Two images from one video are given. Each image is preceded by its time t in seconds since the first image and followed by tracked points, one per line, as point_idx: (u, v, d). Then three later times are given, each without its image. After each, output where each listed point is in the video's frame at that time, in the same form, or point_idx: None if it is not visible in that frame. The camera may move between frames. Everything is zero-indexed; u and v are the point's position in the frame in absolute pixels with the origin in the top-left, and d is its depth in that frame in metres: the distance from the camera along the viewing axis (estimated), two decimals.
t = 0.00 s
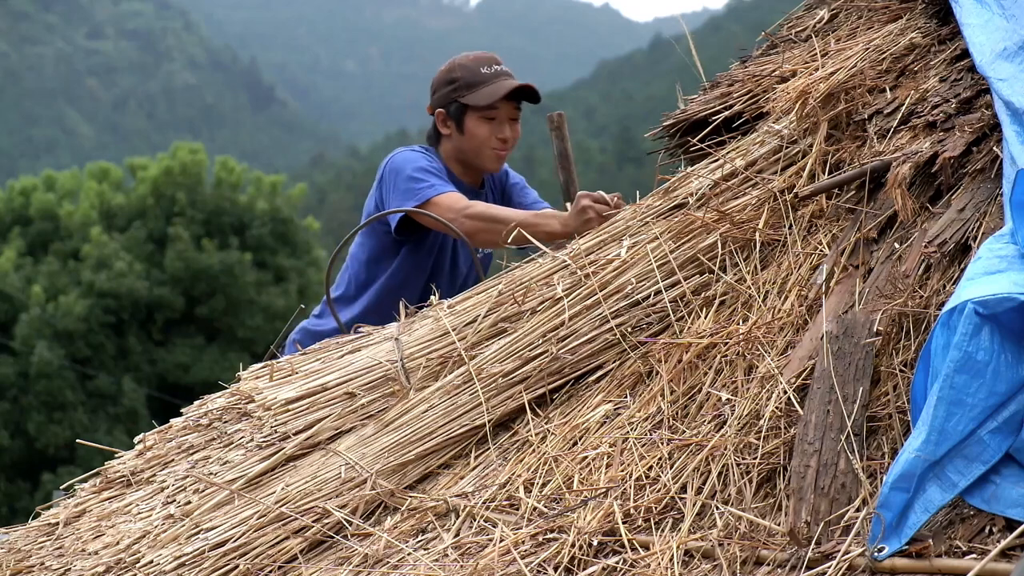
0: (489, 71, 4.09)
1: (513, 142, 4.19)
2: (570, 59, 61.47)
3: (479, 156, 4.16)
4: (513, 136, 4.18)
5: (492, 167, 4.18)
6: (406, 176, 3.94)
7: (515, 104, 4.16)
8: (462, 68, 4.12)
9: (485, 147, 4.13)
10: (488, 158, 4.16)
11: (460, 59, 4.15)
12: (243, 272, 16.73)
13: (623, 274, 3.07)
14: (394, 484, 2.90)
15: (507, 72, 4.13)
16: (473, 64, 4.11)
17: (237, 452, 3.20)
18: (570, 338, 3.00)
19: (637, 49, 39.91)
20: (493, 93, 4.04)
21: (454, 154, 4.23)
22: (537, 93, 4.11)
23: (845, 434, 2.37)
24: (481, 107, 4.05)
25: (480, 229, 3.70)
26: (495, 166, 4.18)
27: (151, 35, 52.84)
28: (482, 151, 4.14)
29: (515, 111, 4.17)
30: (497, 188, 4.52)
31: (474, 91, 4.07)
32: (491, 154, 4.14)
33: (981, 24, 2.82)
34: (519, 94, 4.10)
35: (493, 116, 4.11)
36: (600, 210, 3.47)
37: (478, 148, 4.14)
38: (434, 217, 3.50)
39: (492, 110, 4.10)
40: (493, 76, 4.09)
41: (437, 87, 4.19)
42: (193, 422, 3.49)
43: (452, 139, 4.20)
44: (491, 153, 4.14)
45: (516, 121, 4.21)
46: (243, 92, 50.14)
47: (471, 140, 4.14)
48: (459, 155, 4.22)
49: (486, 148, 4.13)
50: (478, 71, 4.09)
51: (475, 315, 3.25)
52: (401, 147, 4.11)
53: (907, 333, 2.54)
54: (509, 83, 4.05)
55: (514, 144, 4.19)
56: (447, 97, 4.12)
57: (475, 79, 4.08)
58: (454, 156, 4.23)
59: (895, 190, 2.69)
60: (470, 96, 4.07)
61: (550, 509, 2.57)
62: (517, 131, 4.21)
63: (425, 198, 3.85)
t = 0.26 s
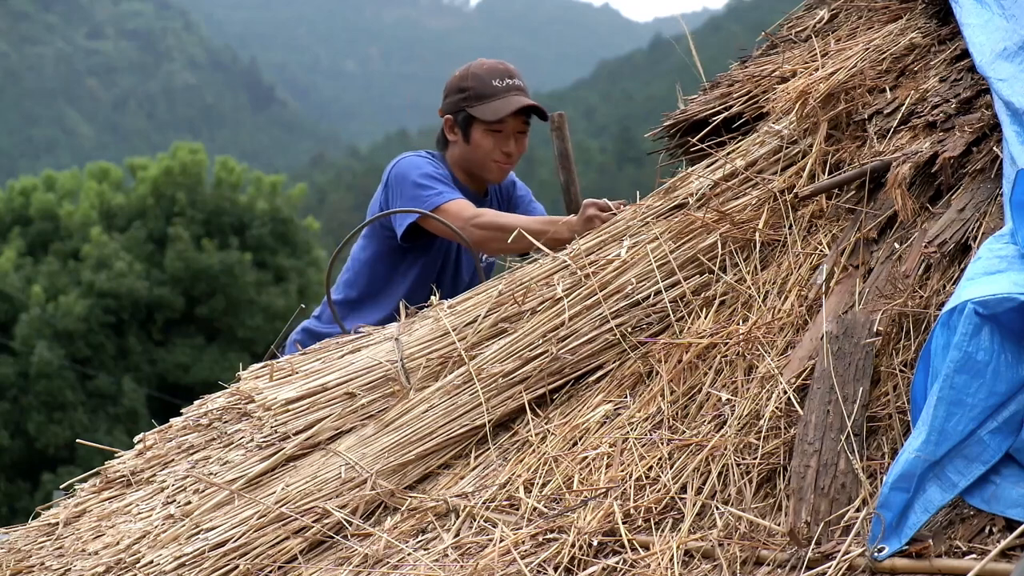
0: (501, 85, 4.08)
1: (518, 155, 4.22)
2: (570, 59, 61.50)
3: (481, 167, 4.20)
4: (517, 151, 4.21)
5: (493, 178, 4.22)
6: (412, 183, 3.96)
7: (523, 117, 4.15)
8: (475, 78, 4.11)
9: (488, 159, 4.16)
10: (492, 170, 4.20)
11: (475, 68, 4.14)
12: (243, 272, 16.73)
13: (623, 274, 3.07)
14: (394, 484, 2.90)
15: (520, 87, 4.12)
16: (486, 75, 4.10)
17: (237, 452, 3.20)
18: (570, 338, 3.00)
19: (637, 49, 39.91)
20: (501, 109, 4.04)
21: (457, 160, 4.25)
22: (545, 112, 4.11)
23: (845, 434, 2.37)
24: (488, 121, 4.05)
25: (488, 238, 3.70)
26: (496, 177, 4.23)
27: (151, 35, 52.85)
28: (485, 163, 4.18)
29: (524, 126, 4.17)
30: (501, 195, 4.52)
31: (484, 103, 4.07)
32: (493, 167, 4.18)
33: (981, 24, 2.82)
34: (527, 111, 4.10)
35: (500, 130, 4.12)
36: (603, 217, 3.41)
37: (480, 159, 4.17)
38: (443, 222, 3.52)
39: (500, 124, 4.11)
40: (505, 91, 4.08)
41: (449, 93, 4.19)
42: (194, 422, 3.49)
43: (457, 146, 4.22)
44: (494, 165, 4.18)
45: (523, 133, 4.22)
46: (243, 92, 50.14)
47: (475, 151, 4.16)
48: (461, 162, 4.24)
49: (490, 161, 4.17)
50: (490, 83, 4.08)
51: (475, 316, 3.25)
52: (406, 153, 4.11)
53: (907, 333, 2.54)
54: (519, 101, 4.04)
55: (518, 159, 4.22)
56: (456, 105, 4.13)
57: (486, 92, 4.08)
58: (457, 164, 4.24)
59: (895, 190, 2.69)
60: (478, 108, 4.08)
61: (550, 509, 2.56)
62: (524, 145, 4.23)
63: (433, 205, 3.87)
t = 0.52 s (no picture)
0: (476, 69, 4.09)
1: (501, 137, 4.20)
2: (570, 59, 61.54)
3: (467, 153, 4.16)
4: (501, 132, 4.19)
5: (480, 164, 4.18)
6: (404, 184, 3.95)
7: (501, 99, 4.15)
8: (449, 66, 4.11)
9: (473, 145, 4.13)
10: (477, 156, 4.16)
11: (446, 57, 4.15)
12: (243, 272, 16.72)
13: (623, 274, 3.07)
14: (394, 484, 2.90)
15: (493, 69, 4.13)
16: (460, 61, 4.10)
17: (237, 452, 3.20)
18: (570, 338, 3.00)
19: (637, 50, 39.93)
20: (481, 90, 4.04)
21: (442, 152, 4.22)
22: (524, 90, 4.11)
23: (845, 434, 2.37)
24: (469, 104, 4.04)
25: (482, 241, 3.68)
26: (483, 163, 4.19)
27: (151, 35, 52.86)
28: (470, 148, 4.14)
29: (503, 107, 4.18)
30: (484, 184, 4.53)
31: (462, 88, 4.07)
32: (479, 152, 4.15)
33: (982, 24, 2.82)
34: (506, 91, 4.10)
35: (481, 113, 4.11)
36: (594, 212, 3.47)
37: (466, 146, 4.14)
38: (440, 221, 3.51)
39: (480, 106, 4.10)
40: (481, 73, 4.09)
41: (424, 86, 4.18)
42: (193, 422, 3.49)
43: (440, 137, 4.19)
44: (479, 150, 4.15)
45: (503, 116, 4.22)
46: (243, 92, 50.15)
47: (459, 138, 4.13)
48: (447, 153, 4.21)
49: (474, 147, 4.14)
50: (464, 68, 4.08)
51: (475, 315, 3.25)
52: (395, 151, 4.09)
53: (908, 333, 2.54)
54: (497, 80, 4.05)
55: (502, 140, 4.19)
56: (434, 95, 4.12)
57: (462, 77, 4.08)
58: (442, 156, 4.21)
59: (894, 190, 2.69)
60: (456, 94, 4.07)
61: (550, 509, 2.57)
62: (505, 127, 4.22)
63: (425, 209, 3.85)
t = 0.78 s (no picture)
0: (474, 67, 4.10)
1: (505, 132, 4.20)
2: (570, 59, 61.58)
3: (474, 151, 4.15)
4: (505, 127, 4.19)
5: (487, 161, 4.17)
6: (410, 181, 3.94)
7: (502, 95, 4.16)
8: (447, 66, 4.11)
9: (479, 142, 4.13)
10: (483, 153, 4.16)
11: (443, 59, 4.15)
12: (243, 272, 16.72)
13: (623, 274, 3.07)
14: (394, 484, 2.90)
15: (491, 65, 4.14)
16: (458, 61, 4.11)
17: (237, 452, 3.20)
18: (570, 338, 3.00)
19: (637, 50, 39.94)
20: (482, 87, 4.04)
21: (448, 153, 4.22)
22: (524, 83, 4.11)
23: (845, 434, 2.37)
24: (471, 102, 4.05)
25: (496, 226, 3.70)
26: (491, 160, 4.18)
27: (151, 35, 52.86)
28: (476, 146, 4.14)
29: (504, 103, 4.18)
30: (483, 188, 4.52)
31: (463, 87, 4.07)
32: (485, 149, 4.15)
33: (982, 24, 2.82)
34: (507, 85, 4.11)
35: (483, 109, 4.12)
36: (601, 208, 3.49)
37: (472, 144, 4.14)
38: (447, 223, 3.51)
39: (482, 103, 4.11)
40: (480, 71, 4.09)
41: (423, 90, 4.18)
42: (193, 422, 3.49)
43: (445, 139, 4.19)
44: (485, 147, 4.15)
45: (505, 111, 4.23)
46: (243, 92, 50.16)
47: (464, 136, 4.13)
48: (454, 153, 4.21)
49: (480, 144, 4.14)
50: (463, 67, 4.09)
51: (475, 315, 3.25)
52: (398, 154, 4.09)
53: (907, 333, 2.54)
54: (496, 74, 4.05)
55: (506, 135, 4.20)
56: (434, 97, 4.11)
57: (462, 76, 4.08)
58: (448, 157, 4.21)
59: (895, 190, 2.69)
60: (457, 93, 4.07)
61: (550, 509, 2.56)
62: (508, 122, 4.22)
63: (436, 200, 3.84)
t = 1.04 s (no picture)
0: (490, 80, 4.16)
1: (524, 143, 4.27)
2: (570, 59, 61.60)
3: (493, 162, 4.25)
4: (523, 138, 4.26)
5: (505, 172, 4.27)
6: (442, 178, 3.94)
7: (520, 105, 4.22)
8: (464, 79, 4.19)
9: (497, 154, 4.22)
10: (501, 163, 4.26)
11: (461, 71, 4.23)
12: (243, 272, 16.72)
13: (623, 274, 3.07)
14: (393, 484, 2.90)
15: (508, 77, 4.20)
16: (474, 74, 4.19)
17: (237, 452, 3.20)
18: (569, 338, 3.00)
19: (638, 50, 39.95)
20: (496, 101, 4.10)
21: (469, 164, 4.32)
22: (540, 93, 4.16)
23: (846, 434, 2.37)
24: (486, 115, 4.12)
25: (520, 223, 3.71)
26: (510, 170, 4.28)
27: (151, 35, 52.85)
28: (494, 158, 4.24)
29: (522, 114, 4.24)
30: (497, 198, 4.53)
31: (478, 100, 4.15)
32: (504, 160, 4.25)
33: (981, 24, 2.82)
34: (522, 98, 4.17)
35: (500, 122, 4.19)
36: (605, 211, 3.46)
37: (490, 156, 4.23)
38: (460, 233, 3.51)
39: (498, 115, 4.18)
40: (495, 83, 4.16)
41: (443, 102, 4.27)
42: (193, 422, 3.49)
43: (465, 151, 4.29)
44: (503, 160, 4.25)
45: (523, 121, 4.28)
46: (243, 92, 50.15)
47: (483, 149, 4.22)
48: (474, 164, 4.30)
49: (497, 155, 4.23)
50: (479, 80, 4.16)
51: (475, 315, 3.25)
52: (428, 157, 4.10)
53: (908, 333, 2.54)
54: (512, 87, 4.11)
55: (524, 146, 4.27)
56: (453, 110, 4.20)
57: (478, 89, 4.16)
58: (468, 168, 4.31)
59: (894, 190, 2.69)
60: (474, 107, 4.15)
61: (550, 509, 2.57)
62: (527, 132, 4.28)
63: (466, 196, 3.86)
